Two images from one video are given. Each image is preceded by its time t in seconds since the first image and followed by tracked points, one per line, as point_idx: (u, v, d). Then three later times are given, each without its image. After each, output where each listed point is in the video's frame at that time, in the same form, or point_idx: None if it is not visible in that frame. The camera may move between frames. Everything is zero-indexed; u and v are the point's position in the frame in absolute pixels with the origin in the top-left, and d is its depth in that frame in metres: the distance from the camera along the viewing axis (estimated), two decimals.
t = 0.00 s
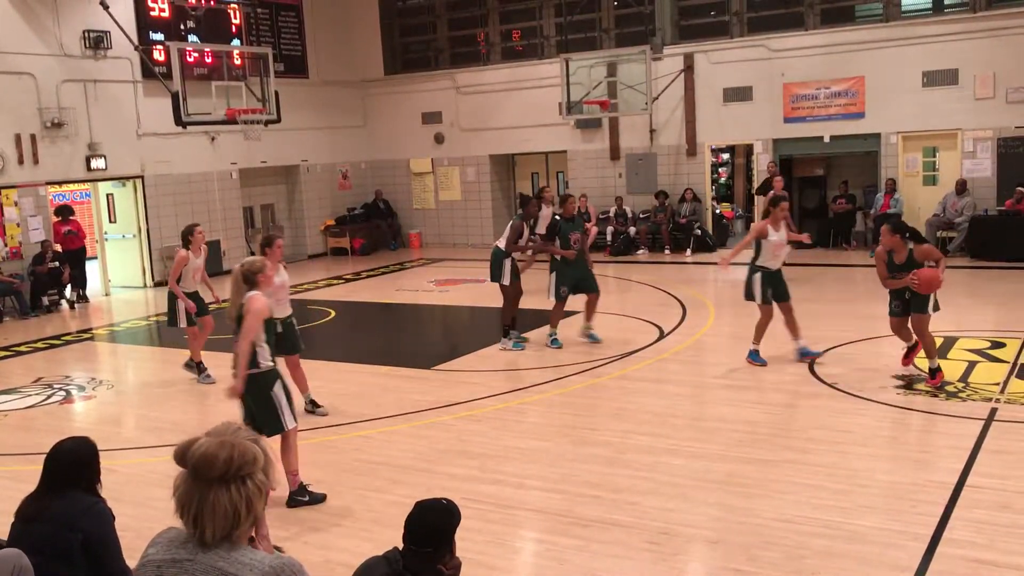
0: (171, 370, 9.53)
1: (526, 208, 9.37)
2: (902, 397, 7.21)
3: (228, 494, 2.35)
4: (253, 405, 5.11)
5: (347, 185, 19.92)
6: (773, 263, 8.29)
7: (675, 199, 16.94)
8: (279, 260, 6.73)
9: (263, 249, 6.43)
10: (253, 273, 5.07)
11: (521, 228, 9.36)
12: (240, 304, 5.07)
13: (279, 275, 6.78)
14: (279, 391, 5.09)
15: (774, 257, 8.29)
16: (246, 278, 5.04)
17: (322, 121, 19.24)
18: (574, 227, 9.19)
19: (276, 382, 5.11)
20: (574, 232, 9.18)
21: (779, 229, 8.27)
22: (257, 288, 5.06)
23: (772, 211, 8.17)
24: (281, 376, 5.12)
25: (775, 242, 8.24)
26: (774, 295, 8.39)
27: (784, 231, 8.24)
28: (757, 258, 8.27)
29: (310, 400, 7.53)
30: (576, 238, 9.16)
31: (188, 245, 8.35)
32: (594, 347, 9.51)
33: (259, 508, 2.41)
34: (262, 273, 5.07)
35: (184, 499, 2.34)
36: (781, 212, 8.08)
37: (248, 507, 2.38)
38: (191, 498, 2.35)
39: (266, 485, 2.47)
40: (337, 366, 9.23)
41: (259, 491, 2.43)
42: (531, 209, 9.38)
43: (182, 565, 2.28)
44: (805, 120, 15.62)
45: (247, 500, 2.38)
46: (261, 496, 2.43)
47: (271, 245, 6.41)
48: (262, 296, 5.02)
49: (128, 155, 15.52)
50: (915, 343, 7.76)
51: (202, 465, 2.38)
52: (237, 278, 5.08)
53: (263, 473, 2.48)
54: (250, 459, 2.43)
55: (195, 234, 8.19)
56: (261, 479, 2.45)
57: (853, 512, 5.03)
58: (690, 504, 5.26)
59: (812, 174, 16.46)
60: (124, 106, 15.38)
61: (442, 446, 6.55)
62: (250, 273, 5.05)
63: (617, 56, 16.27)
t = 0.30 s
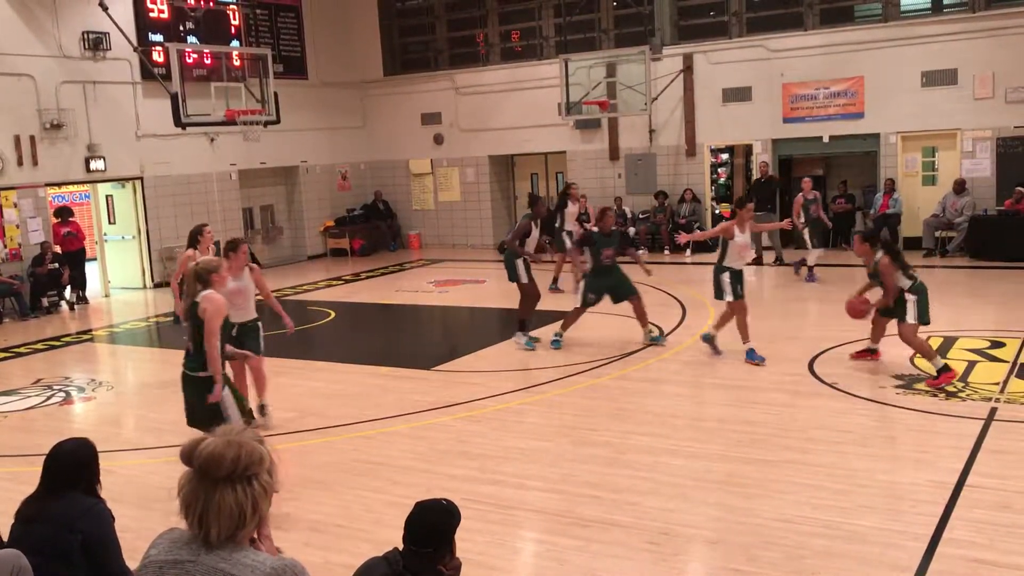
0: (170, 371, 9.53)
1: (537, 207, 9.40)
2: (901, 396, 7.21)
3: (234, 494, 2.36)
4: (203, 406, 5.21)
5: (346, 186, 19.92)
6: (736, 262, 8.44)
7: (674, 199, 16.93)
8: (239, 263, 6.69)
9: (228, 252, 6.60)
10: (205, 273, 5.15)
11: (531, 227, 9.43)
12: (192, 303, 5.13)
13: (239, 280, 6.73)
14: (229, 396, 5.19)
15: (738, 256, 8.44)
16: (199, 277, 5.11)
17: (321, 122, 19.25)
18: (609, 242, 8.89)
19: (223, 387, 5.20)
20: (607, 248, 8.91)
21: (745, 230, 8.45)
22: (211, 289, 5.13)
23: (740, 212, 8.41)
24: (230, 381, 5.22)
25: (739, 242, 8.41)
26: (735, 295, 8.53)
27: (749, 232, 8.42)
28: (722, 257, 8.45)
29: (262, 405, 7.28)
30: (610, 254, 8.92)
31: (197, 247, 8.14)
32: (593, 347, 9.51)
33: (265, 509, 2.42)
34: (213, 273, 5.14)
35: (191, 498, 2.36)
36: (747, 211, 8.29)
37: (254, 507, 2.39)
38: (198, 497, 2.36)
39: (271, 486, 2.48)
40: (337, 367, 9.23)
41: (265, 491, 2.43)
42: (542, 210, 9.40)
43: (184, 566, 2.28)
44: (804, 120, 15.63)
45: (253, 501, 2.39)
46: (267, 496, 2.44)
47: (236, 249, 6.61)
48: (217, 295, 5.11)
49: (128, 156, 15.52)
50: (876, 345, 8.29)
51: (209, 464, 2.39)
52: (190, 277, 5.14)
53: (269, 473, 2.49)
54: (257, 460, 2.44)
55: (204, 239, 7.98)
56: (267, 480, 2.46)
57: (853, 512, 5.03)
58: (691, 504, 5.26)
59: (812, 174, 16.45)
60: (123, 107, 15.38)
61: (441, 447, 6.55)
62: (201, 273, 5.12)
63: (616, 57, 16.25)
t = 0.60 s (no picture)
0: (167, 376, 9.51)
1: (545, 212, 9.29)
2: (899, 397, 7.22)
3: (227, 501, 2.35)
4: (154, 416, 5.20)
5: (343, 190, 19.92)
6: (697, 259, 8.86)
7: (671, 201, 16.93)
8: (204, 277, 6.69)
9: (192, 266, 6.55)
10: (170, 283, 5.17)
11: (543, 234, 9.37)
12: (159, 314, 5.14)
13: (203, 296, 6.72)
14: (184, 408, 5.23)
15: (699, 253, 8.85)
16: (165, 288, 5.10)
17: (317, 125, 19.25)
18: (646, 223, 9.49)
19: (177, 398, 5.24)
20: (643, 229, 9.50)
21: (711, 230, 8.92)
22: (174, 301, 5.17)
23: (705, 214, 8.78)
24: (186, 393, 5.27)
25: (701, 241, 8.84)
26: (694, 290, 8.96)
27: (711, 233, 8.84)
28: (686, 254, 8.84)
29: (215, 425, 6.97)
30: (648, 235, 9.48)
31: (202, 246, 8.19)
32: (591, 350, 9.51)
33: (259, 515, 2.40)
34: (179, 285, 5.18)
35: (184, 503, 2.37)
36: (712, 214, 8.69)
37: (247, 513, 2.38)
38: (192, 502, 2.36)
39: (267, 490, 2.46)
40: (334, 371, 9.22)
41: (259, 496, 2.42)
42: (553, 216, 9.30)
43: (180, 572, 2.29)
44: (800, 122, 15.65)
45: (246, 507, 2.38)
46: (261, 502, 2.42)
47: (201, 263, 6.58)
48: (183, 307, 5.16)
49: (124, 161, 15.51)
50: (867, 344, 8.36)
51: (201, 469, 2.38)
52: (153, 287, 5.14)
53: (265, 478, 2.47)
54: (250, 466, 2.41)
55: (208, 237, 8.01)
56: (262, 485, 2.44)
57: (851, 513, 5.03)
58: (689, 506, 5.25)
59: (808, 176, 16.47)
60: (119, 112, 15.37)
61: (440, 450, 6.54)
62: (167, 285, 5.14)
63: (612, 59, 16.26)
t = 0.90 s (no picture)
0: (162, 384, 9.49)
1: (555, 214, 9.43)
2: (894, 400, 7.23)
3: (215, 510, 2.35)
4: (122, 425, 5.18)
5: (337, 196, 19.91)
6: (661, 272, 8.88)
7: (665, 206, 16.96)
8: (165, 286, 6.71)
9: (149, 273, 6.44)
10: (139, 295, 5.10)
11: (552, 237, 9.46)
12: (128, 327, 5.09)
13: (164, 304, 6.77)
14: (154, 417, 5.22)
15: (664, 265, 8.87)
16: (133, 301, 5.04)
17: (311, 132, 19.25)
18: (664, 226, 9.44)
19: (148, 407, 5.22)
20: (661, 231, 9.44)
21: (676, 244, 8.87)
22: (145, 311, 5.11)
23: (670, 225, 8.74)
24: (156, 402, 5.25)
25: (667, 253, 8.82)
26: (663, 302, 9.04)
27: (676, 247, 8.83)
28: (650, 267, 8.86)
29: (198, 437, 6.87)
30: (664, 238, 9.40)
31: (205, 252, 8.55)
32: (586, 355, 9.52)
33: (250, 524, 2.39)
34: (151, 295, 5.12)
35: (175, 511, 2.38)
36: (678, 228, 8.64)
37: (237, 522, 2.37)
38: (182, 510, 2.37)
39: (258, 499, 2.45)
40: (330, 378, 9.21)
41: (250, 505, 2.41)
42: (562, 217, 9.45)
43: None
44: (793, 125, 15.70)
45: (235, 515, 2.37)
46: (252, 511, 2.41)
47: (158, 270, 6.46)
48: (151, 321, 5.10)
49: (117, 169, 15.49)
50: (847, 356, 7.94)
51: (190, 477, 2.39)
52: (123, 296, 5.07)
53: (256, 487, 2.46)
54: (239, 475, 2.40)
55: (211, 240, 8.37)
56: (252, 494, 2.43)
57: (848, 516, 5.03)
58: (686, 511, 5.25)
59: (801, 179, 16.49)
60: (112, 120, 15.35)
61: (436, 456, 6.54)
62: (138, 295, 5.07)
63: (605, 64, 16.29)
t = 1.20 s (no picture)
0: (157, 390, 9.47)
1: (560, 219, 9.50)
2: (890, 404, 7.23)
3: (225, 517, 2.38)
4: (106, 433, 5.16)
5: (333, 202, 19.91)
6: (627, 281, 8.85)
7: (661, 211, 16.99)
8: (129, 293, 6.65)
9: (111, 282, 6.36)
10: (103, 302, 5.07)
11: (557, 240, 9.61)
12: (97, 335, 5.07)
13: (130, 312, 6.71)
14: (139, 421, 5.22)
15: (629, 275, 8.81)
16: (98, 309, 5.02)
17: (307, 137, 19.24)
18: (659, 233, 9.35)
19: (131, 412, 5.21)
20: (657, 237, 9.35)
21: (641, 257, 8.69)
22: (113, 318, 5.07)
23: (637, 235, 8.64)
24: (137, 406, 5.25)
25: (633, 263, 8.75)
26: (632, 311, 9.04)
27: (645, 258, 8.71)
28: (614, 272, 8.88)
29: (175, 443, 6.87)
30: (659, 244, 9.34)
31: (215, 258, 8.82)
32: (582, 360, 9.51)
33: (256, 532, 2.43)
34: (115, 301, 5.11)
35: (182, 517, 2.39)
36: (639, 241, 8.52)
37: (244, 529, 2.40)
38: (190, 517, 2.39)
39: (264, 506, 2.49)
40: (325, 384, 9.20)
41: (257, 513, 2.45)
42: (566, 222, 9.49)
43: None
44: (788, 130, 15.73)
45: (244, 523, 2.41)
46: (259, 519, 2.45)
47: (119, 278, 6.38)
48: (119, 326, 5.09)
49: (113, 175, 15.48)
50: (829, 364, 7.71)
51: (200, 485, 2.40)
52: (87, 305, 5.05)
53: (261, 494, 2.49)
54: (249, 483, 2.44)
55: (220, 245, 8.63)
56: (260, 502, 2.47)
57: (845, 521, 5.02)
58: (683, 516, 5.25)
59: (796, 184, 16.51)
60: (108, 126, 15.33)
61: (432, 462, 6.53)
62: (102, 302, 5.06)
63: (600, 70, 16.31)
